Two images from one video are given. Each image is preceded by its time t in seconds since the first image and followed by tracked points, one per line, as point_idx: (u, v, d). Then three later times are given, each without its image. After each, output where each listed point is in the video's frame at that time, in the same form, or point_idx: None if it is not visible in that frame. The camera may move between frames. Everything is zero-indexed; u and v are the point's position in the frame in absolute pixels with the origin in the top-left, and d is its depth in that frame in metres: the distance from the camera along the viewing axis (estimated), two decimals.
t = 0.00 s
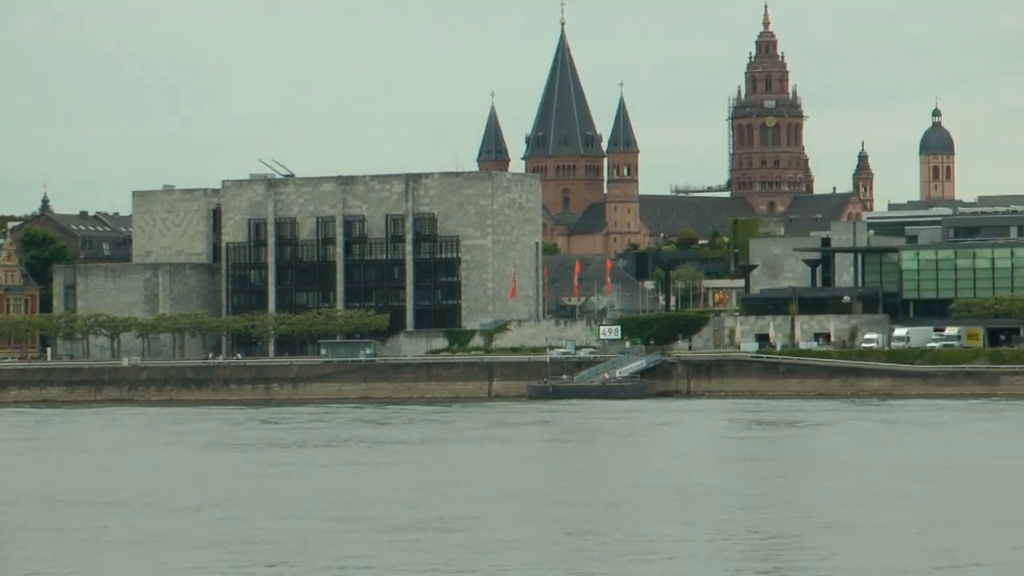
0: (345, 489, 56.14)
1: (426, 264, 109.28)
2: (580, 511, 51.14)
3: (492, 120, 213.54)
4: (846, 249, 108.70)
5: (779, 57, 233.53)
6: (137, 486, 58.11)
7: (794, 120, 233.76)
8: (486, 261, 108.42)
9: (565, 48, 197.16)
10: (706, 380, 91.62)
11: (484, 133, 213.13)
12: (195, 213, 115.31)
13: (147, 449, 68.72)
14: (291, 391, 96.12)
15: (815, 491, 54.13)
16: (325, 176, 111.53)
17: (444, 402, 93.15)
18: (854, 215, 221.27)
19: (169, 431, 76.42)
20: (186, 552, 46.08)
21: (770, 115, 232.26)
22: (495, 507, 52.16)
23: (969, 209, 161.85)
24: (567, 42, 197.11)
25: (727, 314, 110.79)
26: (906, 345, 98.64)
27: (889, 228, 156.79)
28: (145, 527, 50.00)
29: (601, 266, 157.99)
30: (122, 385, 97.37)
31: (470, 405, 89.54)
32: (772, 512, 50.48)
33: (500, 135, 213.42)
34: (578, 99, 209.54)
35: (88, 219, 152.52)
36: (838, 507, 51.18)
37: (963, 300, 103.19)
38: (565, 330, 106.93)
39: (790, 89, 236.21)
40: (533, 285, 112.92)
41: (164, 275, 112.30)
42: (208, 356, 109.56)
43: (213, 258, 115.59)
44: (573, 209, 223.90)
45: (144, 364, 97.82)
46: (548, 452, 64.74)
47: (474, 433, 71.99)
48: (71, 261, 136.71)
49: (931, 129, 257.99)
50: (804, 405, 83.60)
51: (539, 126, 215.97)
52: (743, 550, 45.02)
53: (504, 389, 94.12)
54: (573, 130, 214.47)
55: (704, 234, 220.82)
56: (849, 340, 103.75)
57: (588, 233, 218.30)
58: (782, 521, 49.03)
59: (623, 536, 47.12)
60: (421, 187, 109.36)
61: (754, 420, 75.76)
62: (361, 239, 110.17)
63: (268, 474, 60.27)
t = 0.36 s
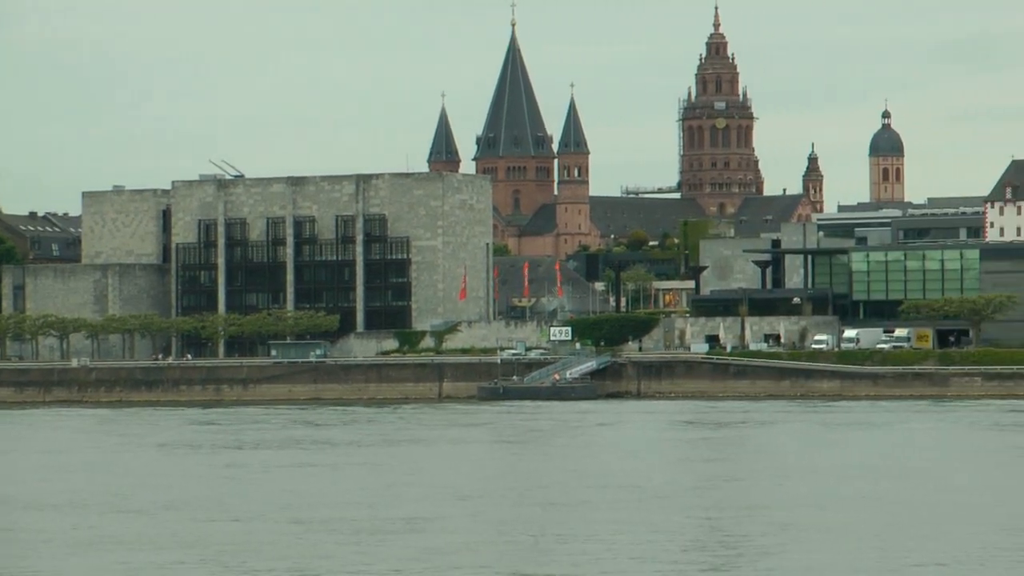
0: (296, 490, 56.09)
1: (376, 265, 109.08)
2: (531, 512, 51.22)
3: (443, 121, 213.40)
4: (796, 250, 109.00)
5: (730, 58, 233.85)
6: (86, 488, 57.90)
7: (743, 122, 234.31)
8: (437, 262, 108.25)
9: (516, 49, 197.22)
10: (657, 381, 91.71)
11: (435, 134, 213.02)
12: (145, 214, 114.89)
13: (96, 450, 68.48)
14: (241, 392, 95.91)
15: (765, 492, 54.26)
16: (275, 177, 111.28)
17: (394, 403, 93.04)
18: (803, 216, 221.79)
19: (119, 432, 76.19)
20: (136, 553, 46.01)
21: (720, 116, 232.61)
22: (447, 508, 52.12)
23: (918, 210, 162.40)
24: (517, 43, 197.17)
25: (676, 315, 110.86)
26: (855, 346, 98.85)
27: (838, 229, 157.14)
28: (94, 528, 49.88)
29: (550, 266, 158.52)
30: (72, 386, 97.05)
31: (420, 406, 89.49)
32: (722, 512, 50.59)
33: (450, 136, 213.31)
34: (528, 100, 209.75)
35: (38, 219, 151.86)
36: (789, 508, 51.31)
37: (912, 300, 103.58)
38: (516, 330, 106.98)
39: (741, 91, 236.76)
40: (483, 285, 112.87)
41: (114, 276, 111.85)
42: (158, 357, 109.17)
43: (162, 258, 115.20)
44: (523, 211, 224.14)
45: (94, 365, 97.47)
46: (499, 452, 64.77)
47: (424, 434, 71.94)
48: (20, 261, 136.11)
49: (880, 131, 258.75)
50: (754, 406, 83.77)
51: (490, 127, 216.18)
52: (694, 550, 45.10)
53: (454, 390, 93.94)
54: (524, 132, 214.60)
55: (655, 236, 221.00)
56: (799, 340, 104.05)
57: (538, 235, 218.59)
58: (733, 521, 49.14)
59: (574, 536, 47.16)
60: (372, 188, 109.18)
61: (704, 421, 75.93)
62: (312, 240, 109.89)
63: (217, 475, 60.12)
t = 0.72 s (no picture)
0: (245, 491, 56.00)
1: (324, 266, 108.85)
2: (479, 512, 51.25)
3: (391, 121, 213.10)
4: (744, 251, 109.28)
5: (678, 59, 233.86)
6: (33, 489, 57.66)
7: (692, 123, 234.75)
8: (385, 263, 108.12)
9: (464, 49, 197.16)
10: (605, 381, 91.84)
11: (383, 135, 212.72)
12: (92, 214, 114.42)
13: (43, 451, 68.16)
14: (189, 393, 95.55)
15: (714, 492, 54.32)
16: (223, 177, 111.14)
17: (343, 404, 92.90)
18: (752, 217, 222.24)
19: (65, 433, 75.87)
20: (83, 555, 45.87)
21: (668, 117, 232.92)
22: (396, 509, 52.02)
23: (866, 211, 162.85)
24: (466, 43, 197.13)
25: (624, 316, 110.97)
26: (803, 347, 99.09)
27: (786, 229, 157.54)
28: (41, 530, 49.70)
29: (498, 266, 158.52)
30: (19, 387, 96.67)
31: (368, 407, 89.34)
32: (671, 513, 50.64)
33: (398, 137, 213.03)
34: (476, 99, 209.90)
35: None
36: (739, 508, 51.40)
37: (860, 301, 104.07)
38: (464, 331, 106.97)
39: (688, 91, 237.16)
40: (431, 285, 112.78)
41: (61, 277, 111.34)
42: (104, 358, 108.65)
43: (110, 258, 114.74)
44: (471, 211, 224.14)
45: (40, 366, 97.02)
46: (446, 453, 64.77)
47: (372, 435, 71.88)
48: None
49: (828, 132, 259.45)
50: (701, 407, 83.93)
51: (438, 127, 216.48)
52: (642, 550, 45.18)
53: (403, 391, 93.84)
54: (472, 132, 214.92)
55: (603, 237, 221.08)
56: (746, 341, 104.33)
57: (487, 235, 218.59)
58: (683, 521, 49.19)
59: (525, 538, 47.13)
60: (320, 188, 108.94)
61: (652, 421, 76.06)
62: (260, 241, 109.53)
63: (165, 477, 59.94)
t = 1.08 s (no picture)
0: (192, 493, 55.81)
1: (271, 266, 108.63)
2: (428, 513, 51.22)
3: (338, 123, 212.77)
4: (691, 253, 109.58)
5: (626, 61, 234.77)
6: None
7: (639, 124, 235.22)
8: (332, 264, 108.04)
9: (411, 50, 197.15)
10: (552, 382, 91.95)
11: (330, 137, 212.34)
12: (38, 215, 113.92)
13: None
14: (135, 394, 95.15)
15: (662, 493, 54.41)
16: (170, 178, 110.68)
17: (290, 405, 92.67)
18: (699, 218, 222.70)
19: (12, 434, 75.41)
20: (30, 556, 45.67)
21: (616, 118, 233.51)
22: (346, 510, 51.93)
23: (812, 212, 163.35)
24: (413, 44, 197.17)
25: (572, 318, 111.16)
26: (750, 348, 99.34)
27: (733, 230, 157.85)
28: None
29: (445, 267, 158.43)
30: None
31: (316, 408, 89.20)
32: (622, 514, 50.69)
33: (346, 138, 212.67)
34: (424, 100, 210.43)
35: None
36: (688, 508, 51.50)
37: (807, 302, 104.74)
38: (411, 332, 106.97)
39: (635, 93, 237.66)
40: (378, 286, 112.60)
41: (7, 278, 110.76)
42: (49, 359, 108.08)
43: (56, 259, 114.26)
44: (418, 212, 223.70)
45: None
46: (395, 454, 64.68)
47: (321, 436, 71.77)
48: None
49: (774, 134, 260.25)
50: (649, 408, 84.06)
51: (386, 128, 217.03)
52: (591, 550, 45.26)
53: (350, 392, 93.66)
54: (419, 133, 215.98)
55: (551, 237, 221.05)
56: (694, 342, 104.59)
57: (434, 237, 218.07)
58: (632, 522, 49.25)
59: (475, 538, 47.12)
60: (267, 190, 108.72)
61: (599, 422, 76.06)
62: (207, 242, 109.18)
63: (112, 478, 59.68)
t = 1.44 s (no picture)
0: (140, 494, 55.63)
1: (219, 268, 108.38)
2: (376, 514, 51.18)
3: (286, 125, 212.39)
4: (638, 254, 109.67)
5: (574, 62, 234.75)
6: None
7: (587, 126, 235.50)
8: (280, 265, 107.86)
9: (359, 52, 196.95)
10: (500, 384, 91.93)
11: (279, 138, 211.93)
12: None
13: None
14: (82, 396, 94.78)
15: (612, 494, 54.47)
16: (117, 179, 110.05)
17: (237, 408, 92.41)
18: (647, 220, 222.91)
19: None
20: None
21: (564, 120, 233.72)
22: (297, 511, 51.83)
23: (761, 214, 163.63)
24: (361, 45, 196.98)
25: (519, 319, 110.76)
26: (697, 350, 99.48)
27: (682, 232, 157.89)
28: None
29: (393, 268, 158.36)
30: None
31: (265, 409, 89.02)
32: (571, 514, 50.72)
33: (294, 140, 212.30)
34: (372, 101, 210.62)
35: None
36: (638, 509, 51.58)
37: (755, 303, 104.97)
38: (358, 334, 106.85)
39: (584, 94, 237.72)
40: (326, 288, 112.35)
41: None
42: None
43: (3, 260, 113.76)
44: (366, 214, 223.45)
45: None
46: (344, 456, 64.58)
47: (270, 438, 71.60)
48: None
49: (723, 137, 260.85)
50: (597, 410, 84.14)
51: (334, 130, 216.85)
52: (539, 551, 45.28)
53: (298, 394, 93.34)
54: (367, 135, 216.13)
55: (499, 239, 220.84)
56: (642, 344, 104.72)
57: (383, 238, 217.88)
58: (580, 523, 49.31)
59: (425, 539, 47.11)
60: (215, 192, 108.41)
61: (548, 424, 76.06)
62: (153, 244, 108.77)
63: (59, 480, 59.44)
